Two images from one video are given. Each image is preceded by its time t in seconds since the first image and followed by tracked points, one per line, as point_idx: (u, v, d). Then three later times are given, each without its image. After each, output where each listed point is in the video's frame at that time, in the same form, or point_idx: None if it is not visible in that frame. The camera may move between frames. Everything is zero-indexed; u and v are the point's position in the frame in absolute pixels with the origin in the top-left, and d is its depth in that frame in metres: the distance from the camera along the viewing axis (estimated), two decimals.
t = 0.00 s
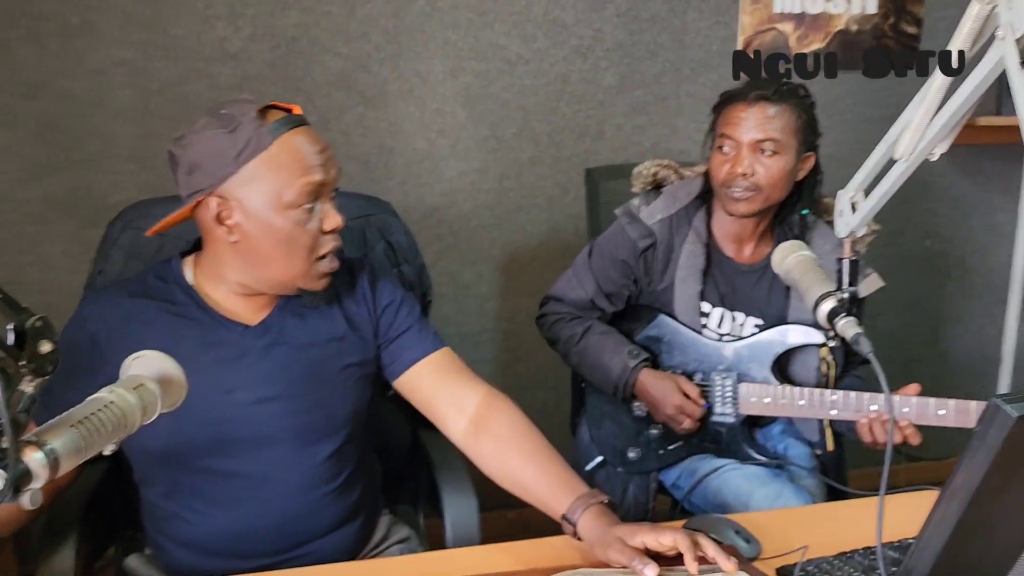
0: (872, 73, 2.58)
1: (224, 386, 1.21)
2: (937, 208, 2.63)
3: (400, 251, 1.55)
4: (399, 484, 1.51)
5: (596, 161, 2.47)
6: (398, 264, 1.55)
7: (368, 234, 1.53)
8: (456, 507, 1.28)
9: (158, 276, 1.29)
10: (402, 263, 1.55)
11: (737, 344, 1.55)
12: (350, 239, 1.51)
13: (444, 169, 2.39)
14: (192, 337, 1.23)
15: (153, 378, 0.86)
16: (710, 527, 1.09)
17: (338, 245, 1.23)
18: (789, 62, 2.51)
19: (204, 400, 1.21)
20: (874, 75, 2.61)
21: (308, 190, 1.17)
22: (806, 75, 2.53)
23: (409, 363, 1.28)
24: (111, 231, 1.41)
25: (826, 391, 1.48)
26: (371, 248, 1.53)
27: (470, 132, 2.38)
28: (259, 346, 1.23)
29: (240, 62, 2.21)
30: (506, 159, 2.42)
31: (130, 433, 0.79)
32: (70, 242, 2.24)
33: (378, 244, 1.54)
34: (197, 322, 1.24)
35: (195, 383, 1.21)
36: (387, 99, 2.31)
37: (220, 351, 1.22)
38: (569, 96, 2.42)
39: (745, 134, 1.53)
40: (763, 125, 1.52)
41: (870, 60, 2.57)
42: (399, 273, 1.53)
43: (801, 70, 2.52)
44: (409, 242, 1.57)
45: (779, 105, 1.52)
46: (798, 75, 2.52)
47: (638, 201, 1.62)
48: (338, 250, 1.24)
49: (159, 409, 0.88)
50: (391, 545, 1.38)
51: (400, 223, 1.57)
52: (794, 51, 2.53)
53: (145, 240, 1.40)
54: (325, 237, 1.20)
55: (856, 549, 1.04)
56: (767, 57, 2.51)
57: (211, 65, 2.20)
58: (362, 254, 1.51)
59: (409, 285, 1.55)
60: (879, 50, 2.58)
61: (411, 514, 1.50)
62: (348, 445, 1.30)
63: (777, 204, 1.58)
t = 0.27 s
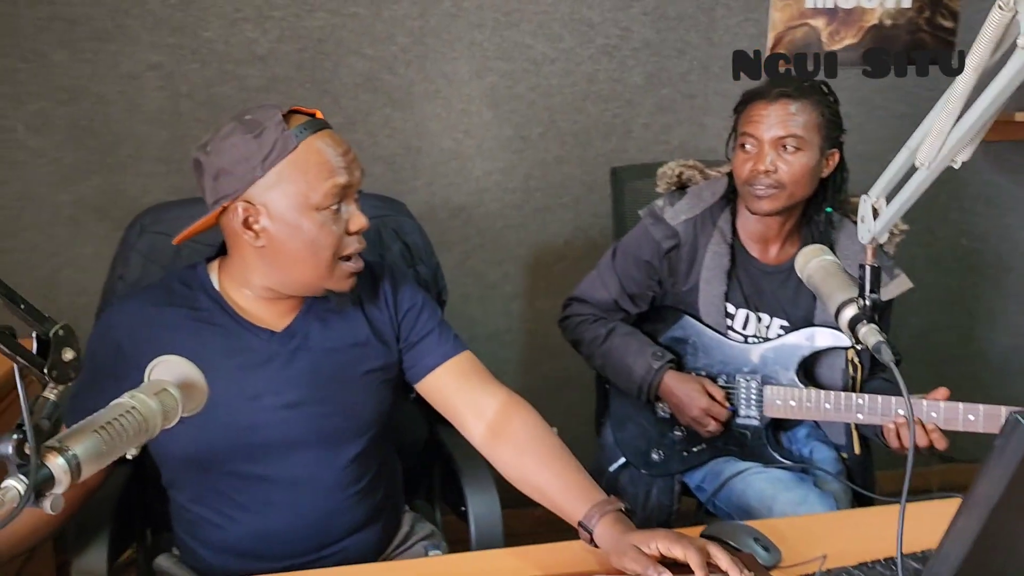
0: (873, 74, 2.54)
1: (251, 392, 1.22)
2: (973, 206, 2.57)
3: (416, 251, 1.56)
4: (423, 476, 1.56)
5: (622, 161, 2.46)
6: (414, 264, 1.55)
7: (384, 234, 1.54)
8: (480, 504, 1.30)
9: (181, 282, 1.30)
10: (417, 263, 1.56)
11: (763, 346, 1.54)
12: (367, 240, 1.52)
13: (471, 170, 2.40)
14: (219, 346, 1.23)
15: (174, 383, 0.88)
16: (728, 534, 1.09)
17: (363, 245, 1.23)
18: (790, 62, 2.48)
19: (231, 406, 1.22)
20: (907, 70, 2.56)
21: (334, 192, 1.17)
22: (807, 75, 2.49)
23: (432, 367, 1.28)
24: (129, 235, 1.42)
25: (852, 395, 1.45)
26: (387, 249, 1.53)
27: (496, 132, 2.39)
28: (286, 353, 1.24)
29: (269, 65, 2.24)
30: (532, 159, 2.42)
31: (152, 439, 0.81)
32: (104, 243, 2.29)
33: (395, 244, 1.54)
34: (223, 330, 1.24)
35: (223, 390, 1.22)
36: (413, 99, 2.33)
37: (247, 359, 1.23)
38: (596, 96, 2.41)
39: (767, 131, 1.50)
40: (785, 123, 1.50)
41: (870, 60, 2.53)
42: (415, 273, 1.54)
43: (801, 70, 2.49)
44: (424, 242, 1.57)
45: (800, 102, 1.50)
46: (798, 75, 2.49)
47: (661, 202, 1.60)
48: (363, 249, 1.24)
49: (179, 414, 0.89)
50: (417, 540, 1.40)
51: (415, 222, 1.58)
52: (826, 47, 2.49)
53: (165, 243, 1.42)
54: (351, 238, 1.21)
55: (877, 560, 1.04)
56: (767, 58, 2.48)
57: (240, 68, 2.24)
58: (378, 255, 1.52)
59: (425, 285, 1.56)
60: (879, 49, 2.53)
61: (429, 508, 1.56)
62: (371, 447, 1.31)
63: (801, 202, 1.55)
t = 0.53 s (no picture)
0: (873, 74, 2.49)
1: (261, 402, 1.24)
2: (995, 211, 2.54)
3: (423, 256, 1.58)
4: (429, 479, 1.58)
5: (638, 164, 2.47)
6: (421, 270, 1.57)
7: (392, 239, 1.55)
8: (482, 509, 1.33)
9: (194, 292, 1.32)
10: (425, 268, 1.58)
11: (769, 357, 1.53)
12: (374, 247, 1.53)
13: (487, 171, 2.42)
14: (231, 357, 1.25)
15: (172, 395, 0.90)
16: (724, 549, 1.08)
17: (368, 251, 1.26)
18: (789, 62, 2.44)
19: (241, 416, 1.24)
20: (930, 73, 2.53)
21: (336, 199, 1.20)
22: (806, 76, 2.45)
23: (434, 377, 1.31)
24: (142, 240, 1.45)
25: (856, 406, 1.42)
26: (395, 255, 1.55)
27: (512, 135, 2.41)
28: (296, 363, 1.26)
29: (288, 67, 2.28)
30: (548, 162, 2.44)
31: (148, 449, 0.84)
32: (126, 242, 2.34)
33: (402, 249, 1.56)
34: (234, 340, 1.26)
35: (234, 399, 1.24)
36: (431, 101, 2.35)
37: (256, 369, 1.25)
38: (612, 99, 2.42)
39: (768, 140, 1.49)
40: (786, 130, 1.48)
41: (870, 60, 2.47)
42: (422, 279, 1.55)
43: (800, 70, 2.45)
44: (432, 248, 1.59)
45: (801, 108, 1.49)
46: (797, 76, 2.45)
47: (667, 211, 1.60)
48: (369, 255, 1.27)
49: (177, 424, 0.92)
50: (419, 546, 1.41)
51: (422, 227, 1.59)
52: (849, 50, 2.45)
53: (178, 247, 1.45)
54: (354, 243, 1.23)
55: None
56: (767, 58, 2.44)
57: (260, 71, 2.27)
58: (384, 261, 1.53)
59: (431, 290, 1.58)
60: (879, 49, 2.48)
61: (434, 512, 1.58)
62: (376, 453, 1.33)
63: (807, 211, 1.53)
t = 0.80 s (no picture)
0: (873, 74, 2.45)
1: (259, 403, 1.26)
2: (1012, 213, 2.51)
3: (422, 255, 1.64)
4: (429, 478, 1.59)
5: (648, 162, 2.46)
6: (419, 269, 1.64)
7: (390, 239, 1.62)
8: (477, 507, 1.34)
9: (196, 294, 1.34)
10: (423, 267, 1.65)
11: (766, 361, 1.53)
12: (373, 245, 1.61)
13: (496, 169, 2.43)
14: (231, 358, 1.27)
15: (159, 396, 0.92)
16: (707, 555, 1.10)
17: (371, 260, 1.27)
18: (789, 61, 2.42)
19: (240, 417, 1.26)
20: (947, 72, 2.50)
21: (341, 213, 1.21)
22: (806, 76, 2.43)
23: (427, 378, 1.32)
24: (144, 238, 1.49)
25: (851, 410, 1.43)
26: (393, 254, 1.62)
27: (521, 133, 2.42)
28: (295, 365, 1.28)
29: (299, 64, 2.30)
30: (557, 160, 2.45)
31: (134, 450, 0.86)
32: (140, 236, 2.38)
33: (401, 249, 1.63)
34: (235, 343, 1.28)
35: (234, 401, 1.26)
36: (440, 99, 2.37)
37: (255, 370, 1.27)
38: (622, 97, 2.42)
39: (765, 143, 1.46)
40: (784, 134, 1.46)
41: (870, 60, 2.43)
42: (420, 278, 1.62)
43: (800, 70, 2.42)
44: (430, 247, 1.65)
45: (800, 112, 1.46)
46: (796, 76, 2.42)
47: (664, 214, 1.60)
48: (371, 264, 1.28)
49: (166, 425, 0.94)
50: (415, 542, 1.44)
51: (421, 228, 1.66)
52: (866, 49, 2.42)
53: (178, 245, 1.49)
54: (359, 254, 1.24)
55: None
56: (767, 58, 2.41)
57: (271, 67, 2.30)
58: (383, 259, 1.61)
59: (430, 289, 1.65)
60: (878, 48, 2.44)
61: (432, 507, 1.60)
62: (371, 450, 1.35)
63: (803, 214, 1.52)
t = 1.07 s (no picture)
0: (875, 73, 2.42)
1: (253, 398, 1.29)
2: None
3: (419, 249, 1.67)
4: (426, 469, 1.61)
5: (655, 157, 2.46)
6: (417, 263, 1.67)
7: (388, 233, 1.65)
8: (471, 498, 1.36)
9: (192, 289, 1.36)
10: (421, 261, 1.68)
11: (762, 359, 1.53)
12: (371, 240, 1.64)
13: (502, 162, 2.44)
14: (228, 352, 1.30)
15: (150, 390, 0.95)
16: (689, 553, 1.10)
17: (365, 258, 1.29)
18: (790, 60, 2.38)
19: (234, 411, 1.29)
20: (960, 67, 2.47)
21: (336, 212, 1.23)
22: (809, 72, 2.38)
23: (421, 374, 1.34)
24: (146, 232, 1.53)
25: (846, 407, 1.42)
26: (392, 248, 1.65)
27: (528, 126, 2.42)
28: (288, 360, 1.30)
29: (308, 57, 2.32)
30: (564, 154, 2.45)
31: (125, 443, 0.88)
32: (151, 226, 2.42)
33: (399, 243, 1.66)
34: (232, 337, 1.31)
35: (228, 395, 1.29)
36: (448, 92, 2.38)
37: (249, 365, 1.30)
38: (630, 91, 2.41)
39: (759, 141, 1.46)
40: (777, 130, 1.45)
41: (870, 60, 2.38)
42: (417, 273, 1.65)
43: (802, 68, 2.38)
44: (428, 241, 1.69)
45: (794, 110, 1.46)
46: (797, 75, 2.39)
47: (662, 211, 1.60)
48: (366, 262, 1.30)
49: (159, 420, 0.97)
50: (408, 535, 1.46)
51: (420, 222, 1.69)
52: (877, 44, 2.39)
53: (178, 238, 1.53)
54: (354, 252, 1.27)
55: None
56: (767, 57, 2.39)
57: (280, 61, 2.32)
58: (381, 252, 1.64)
59: (428, 282, 1.68)
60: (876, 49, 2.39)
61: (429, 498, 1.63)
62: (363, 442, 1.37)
63: (800, 211, 1.51)
